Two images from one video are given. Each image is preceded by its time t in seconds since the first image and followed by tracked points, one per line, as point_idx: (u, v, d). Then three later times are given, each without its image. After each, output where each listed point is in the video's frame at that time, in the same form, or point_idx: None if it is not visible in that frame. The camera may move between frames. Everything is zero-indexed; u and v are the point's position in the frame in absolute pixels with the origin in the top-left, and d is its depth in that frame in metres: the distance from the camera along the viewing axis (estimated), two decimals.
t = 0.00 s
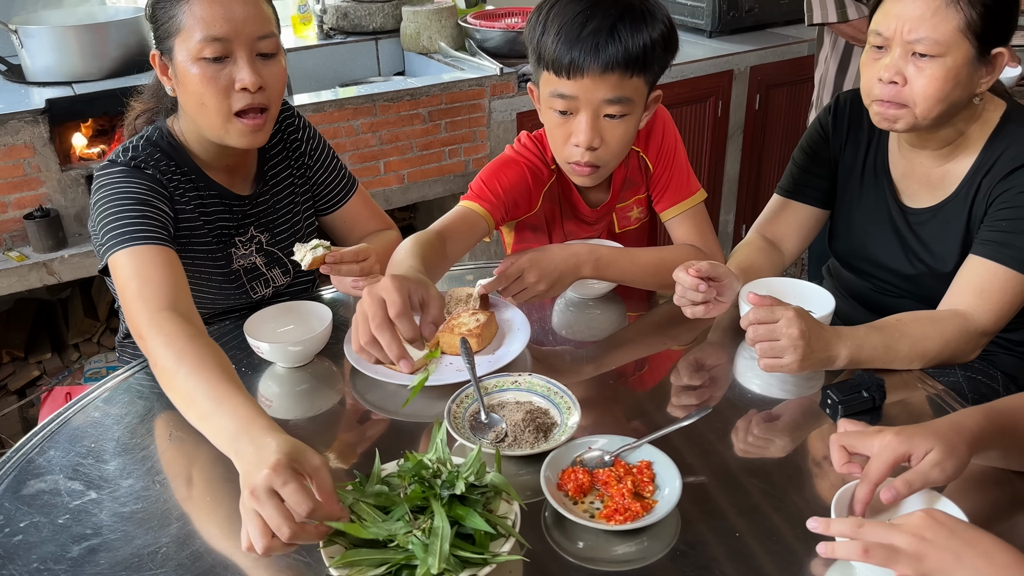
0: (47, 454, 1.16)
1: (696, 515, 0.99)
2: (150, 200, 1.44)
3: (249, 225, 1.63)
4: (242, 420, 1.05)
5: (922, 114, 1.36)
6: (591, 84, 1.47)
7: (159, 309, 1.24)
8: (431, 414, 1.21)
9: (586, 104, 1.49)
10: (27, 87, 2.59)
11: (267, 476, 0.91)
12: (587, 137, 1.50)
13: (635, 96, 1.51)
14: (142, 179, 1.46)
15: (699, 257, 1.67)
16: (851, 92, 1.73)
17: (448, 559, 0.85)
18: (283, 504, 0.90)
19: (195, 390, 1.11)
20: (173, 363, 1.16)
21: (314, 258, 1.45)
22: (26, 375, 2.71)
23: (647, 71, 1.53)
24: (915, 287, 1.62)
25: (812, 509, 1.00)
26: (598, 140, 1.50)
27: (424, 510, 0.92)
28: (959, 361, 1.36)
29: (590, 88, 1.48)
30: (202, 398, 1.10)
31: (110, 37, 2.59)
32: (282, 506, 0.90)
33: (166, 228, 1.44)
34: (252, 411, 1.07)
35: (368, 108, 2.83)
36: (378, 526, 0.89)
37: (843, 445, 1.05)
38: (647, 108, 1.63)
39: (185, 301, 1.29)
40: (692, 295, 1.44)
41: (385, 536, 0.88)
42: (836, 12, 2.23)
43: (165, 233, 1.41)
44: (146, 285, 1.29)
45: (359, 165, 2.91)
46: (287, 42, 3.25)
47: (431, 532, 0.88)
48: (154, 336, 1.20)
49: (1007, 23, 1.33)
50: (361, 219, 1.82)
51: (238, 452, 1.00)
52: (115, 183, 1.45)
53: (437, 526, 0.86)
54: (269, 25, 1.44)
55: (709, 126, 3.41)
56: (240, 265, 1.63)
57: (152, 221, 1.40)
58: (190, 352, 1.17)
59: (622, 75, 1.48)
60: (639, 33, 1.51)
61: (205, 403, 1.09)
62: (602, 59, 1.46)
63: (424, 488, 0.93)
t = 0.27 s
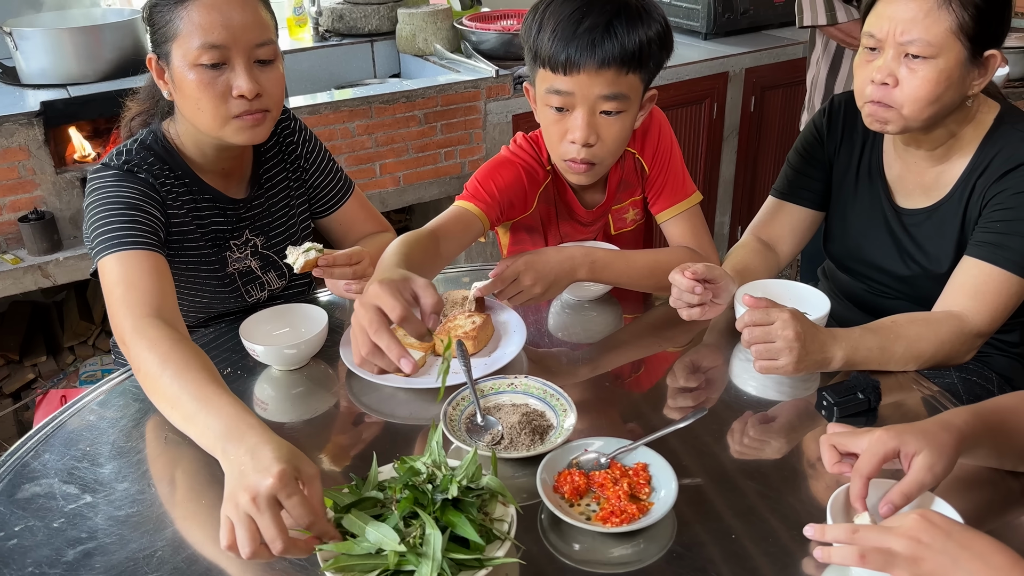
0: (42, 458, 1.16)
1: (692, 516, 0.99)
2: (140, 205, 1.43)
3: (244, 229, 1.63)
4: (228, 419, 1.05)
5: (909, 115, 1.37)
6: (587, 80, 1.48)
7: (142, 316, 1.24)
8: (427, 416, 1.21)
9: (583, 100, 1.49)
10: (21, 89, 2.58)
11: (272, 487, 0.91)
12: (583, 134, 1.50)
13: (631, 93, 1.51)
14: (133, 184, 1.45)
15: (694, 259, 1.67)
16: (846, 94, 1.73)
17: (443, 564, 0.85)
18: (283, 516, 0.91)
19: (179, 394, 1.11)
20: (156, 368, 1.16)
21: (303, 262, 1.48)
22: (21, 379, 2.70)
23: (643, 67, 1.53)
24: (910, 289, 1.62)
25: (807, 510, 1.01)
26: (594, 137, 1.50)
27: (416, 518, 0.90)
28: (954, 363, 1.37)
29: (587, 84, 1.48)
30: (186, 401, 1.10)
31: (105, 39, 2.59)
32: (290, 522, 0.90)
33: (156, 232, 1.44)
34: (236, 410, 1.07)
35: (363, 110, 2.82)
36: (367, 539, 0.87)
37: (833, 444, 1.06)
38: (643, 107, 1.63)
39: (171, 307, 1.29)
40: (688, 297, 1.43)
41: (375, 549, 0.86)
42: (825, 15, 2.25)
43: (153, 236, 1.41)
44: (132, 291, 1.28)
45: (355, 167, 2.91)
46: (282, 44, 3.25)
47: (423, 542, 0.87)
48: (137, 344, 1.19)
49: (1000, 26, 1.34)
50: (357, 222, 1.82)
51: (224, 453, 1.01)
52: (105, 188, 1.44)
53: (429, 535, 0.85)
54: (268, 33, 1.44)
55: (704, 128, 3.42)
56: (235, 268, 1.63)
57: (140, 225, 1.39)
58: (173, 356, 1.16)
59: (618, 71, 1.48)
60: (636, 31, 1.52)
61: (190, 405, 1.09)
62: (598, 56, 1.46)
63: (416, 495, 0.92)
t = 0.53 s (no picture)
0: (36, 460, 1.15)
1: (689, 518, 0.99)
2: (139, 206, 1.43)
3: (240, 231, 1.63)
4: (238, 418, 1.03)
5: (902, 119, 1.37)
6: (579, 85, 1.47)
7: (147, 313, 1.23)
8: (423, 419, 1.21)
9: (575, 105, 1.49)
10: (16, 90, 2.57)
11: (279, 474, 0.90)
12: (576, 138, 1.50)
13: (623, 97, 1.51)
14: (131, 185, 1.45)
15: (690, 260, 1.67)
16: (842, 96, 1.74)
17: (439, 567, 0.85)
18: (287, 503, 0.89)
19: (187, 391, 1.10)
20: (164, 364, 1.15)
21: (302, 258, 1.48)
22: (16, 381, 2.69)
23: (636, 70, 1.53)
24: (906, 290, 1.62)
25: (805, 512, 1.01)
26: (586, 140, 1.50)
27: (412, 521, 0.91)
28: (950, 364, 1.37)
29: (579, 90, 1.48)
30: (194, 398, 1.09)
31: (99, 40, 2.58)
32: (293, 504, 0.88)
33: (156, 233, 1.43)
34: (247, 408, 1.05)
35: (359, 111, 2.82)
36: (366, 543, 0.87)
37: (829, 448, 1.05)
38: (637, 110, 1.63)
39: (176, 305, 1.28)
40: (685, 299, 1.44)
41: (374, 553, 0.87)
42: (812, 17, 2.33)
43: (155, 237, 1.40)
44: (136, 289, 1.28)
45: (351, 168, 2.91)
46: (278, 45, 3.24)
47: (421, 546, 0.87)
48: (144, 341, 1.19)
49: (995, 28, 1.34)
50: (353, 224, 1.81)
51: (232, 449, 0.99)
52: (103, 189, 1.44)
53: (425, 537, 0.86)
54: (263, 34, 1.43)
55: (700, 129, 3.42)
56: (231, 270, 1.62)
57: (142, 226, 1.39)
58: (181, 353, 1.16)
59: (610, 75, 1.48)
60: (629, 35, 1.51)
61: (198, 404, 1.08)
62: (590, 60, 1.46)
63: (413, 498, 0.93)
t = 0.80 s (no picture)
0: (28, 463, 1.14)
1: (685, 520, 0.99)
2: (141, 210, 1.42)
3: (236, 232, 1.62)
4: (267, 427, 1.02)
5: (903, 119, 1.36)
6: (575, 87, 1.47)
7: (168, 312, 1.22)
8: (417, 421, 1.20)
9: (572, 107, 1.49)
10: (9, 90, 2.56)
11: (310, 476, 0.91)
12: (572, 139, 1.49)
13: (619, 99, 1.51)
14: (130, 188, 1.44)
15: (686, 260, 1.67)
16: (838, 96, 1.74)
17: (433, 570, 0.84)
18: (320, 505, 0.89)
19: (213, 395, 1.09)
20: (190, 363, 1.14)
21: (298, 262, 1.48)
22: (10, 382, 2.68)
23: (632, 72, 1.53)
24: (902, 291, 1.62)
25: (800, 514, 1.00)
26: (582, 142, 1.50)
27: (406, 523, 0.92)
28: (946, 365, 1.37)
29: (575, 91, 1.47)
30: (220, 403, 1.07)
31: (94, 40, 2.57)
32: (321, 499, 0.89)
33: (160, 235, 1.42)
34: (274, 417, 1.05)
35: (355, 112, 2.81)
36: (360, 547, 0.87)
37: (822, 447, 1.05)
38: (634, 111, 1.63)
39: (193, 306, 1.27)
40: (681, 300, 1.44)
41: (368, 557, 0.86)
42: (799, 15, 2.35)
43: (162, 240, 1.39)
44: (151, 289, 1.26)
45: (346, 169, 2.90)
46: (274, 46, 3.24)
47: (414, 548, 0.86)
48: (166, 339, 1.18)
49: (991, 28, 1.34)
50: (347, 224, 1.80)
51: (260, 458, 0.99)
52: (104, 192, 1.42)
53: (418, 541, 0.85)
54: (254, 32, 1.43)
55: (696, 129, 3.42)
56: (227, 272, 1.62)
57: (151, 231, 1.38)
58: (207, 355, 1.15)
59: (606, 77, 1.48)
60: (624, 35, 1.51)
61: (224, 410, 1.07)
62: (586, 61, 1.46)
63: (408, 500, 0.94)
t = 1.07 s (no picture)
0: (23, 463, 1.14)
1: (683, 520, 0.98)
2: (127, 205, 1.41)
3: (229, 229, 1.62)
4: (235, 420, 1.05)
5: (905, 118, 1.36)
6: (575, 85, 1.47)
7: (140, 314, 1.22)
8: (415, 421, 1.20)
9: (571, 106, 1.48)
10: (6, 89, 2.56)
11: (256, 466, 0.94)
12: (571, 138, 1.49)
13: (618, 98, 1.51)
14: (117, 182, 1.43)
15: (684, 260, 1.67)
16: (837, 94, 1.73)
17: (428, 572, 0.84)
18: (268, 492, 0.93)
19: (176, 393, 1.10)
20: (154, 364, 1.14)
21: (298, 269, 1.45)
22: (6, 382, 2.67)
23: (631, 71, 1.52)
24: (900, 290, 1.62)
25: (798, 513, 1.00)
26: (581, 141, 1.50)
27: (400, 525, 0.89)
28: (944, 366, 1.36)
29: (575, 90, 1.47)
30: (186, 403, 1.08)
31: (91, 39, 2.57)
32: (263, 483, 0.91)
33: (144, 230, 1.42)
34: (242, 413, 1.07)
35: (352, 111, 2.81)
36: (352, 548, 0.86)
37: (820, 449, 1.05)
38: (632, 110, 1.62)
39: (167, 305, 1.27)
40: (680, 301, 1.44)
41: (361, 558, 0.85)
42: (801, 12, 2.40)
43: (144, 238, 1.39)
44: (126, 289, 1.26)
45: (344, 168, 2.89)
46: (271, 45, 3.24)
47: (407, 550, 0.85)
48: (137, 342, 1.18)
49: (994, 28, 1.34)
50: (345, 222, 1.79)
51: (224, 454, 1.01)
52: (91, 187, 1.43)
53: (413, 545, 0.83)
54: (255, 37, 1.42)
55: (694, 129, 3.41)
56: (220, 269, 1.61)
57: (133, 228, 1.38)
58: (173, 353, 1.15)
59: (606, 76, 1.48)
60: (624, 34, 1.51)
61: (194, 408, 1.08)
62: (586, 60, 1.46)
63: (400, 501, 0.91)
